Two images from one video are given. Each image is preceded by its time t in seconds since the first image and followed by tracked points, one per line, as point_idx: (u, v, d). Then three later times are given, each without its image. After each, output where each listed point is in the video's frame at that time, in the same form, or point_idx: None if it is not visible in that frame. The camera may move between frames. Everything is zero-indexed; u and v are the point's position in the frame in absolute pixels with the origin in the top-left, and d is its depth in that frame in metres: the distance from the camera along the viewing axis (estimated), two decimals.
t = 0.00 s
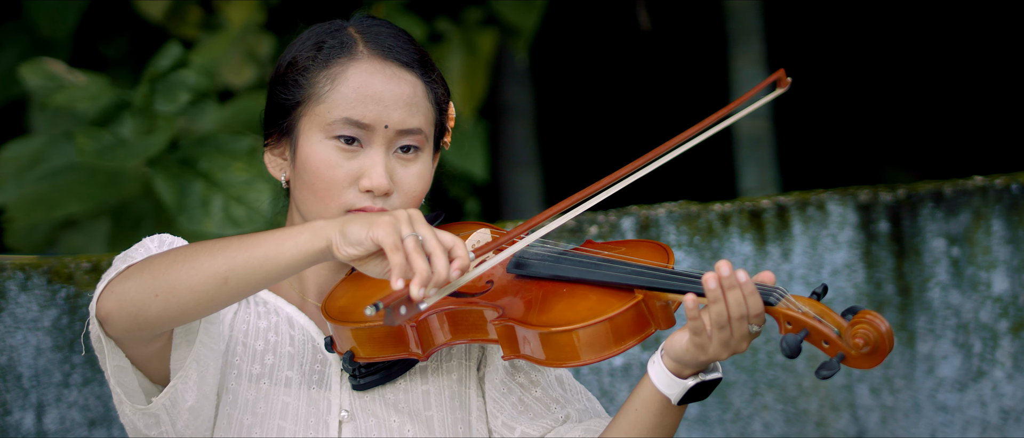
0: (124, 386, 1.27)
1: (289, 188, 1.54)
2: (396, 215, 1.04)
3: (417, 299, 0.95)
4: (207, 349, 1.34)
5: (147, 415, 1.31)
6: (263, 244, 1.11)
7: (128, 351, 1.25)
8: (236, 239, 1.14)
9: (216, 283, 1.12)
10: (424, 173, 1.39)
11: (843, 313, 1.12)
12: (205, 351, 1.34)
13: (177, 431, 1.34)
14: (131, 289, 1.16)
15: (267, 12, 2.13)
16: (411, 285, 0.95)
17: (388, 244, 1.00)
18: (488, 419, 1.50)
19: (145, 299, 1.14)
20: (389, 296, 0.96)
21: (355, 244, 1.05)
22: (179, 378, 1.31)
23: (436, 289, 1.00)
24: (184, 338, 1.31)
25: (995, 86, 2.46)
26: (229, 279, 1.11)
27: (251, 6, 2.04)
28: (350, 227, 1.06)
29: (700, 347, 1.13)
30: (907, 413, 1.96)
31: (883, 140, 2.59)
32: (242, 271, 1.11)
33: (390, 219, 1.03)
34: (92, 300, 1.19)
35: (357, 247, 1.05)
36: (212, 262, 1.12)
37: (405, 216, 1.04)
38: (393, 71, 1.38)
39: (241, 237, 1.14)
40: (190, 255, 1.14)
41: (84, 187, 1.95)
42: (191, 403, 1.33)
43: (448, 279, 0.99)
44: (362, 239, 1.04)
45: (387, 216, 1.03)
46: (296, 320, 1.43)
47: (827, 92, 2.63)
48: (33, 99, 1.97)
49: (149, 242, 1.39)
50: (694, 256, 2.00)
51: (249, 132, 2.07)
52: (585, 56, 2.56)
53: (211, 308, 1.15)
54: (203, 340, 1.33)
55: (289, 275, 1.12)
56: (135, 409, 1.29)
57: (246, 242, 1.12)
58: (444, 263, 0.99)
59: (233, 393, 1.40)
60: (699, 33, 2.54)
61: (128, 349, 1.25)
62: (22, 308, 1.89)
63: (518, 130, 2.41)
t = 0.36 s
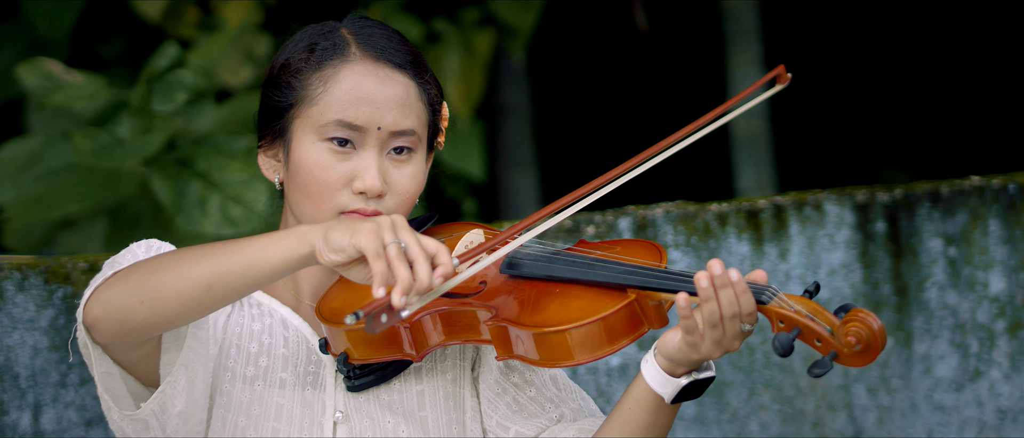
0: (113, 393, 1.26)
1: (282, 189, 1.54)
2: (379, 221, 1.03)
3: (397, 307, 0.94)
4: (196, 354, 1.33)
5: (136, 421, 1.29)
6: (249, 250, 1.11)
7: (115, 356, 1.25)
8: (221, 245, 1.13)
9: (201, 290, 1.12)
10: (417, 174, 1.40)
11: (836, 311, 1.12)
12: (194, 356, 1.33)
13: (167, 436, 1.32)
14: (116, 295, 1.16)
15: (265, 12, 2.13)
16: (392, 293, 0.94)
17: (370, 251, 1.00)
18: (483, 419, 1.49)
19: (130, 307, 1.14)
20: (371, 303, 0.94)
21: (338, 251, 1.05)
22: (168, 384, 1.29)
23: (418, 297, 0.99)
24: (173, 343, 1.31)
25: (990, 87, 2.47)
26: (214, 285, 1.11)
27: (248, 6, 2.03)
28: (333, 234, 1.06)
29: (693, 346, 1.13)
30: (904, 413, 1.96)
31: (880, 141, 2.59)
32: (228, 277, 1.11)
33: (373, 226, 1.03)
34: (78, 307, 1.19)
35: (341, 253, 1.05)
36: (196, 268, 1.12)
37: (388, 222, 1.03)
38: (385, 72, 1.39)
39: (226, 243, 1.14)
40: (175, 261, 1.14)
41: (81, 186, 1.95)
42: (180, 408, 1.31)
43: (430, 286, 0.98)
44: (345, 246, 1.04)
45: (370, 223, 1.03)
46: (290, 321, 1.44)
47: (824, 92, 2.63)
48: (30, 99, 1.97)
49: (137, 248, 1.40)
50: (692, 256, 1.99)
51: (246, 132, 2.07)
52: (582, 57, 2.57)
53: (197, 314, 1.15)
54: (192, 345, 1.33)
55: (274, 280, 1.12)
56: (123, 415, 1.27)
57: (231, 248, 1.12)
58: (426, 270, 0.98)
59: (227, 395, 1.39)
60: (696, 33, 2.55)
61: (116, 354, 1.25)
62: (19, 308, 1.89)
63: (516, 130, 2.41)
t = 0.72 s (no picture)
0: (94, 404, 1.27)
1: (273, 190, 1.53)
2: (352, 235, 1.04)
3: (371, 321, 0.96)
4: (177, 364, 1.34)
5: (117, 432, 1.30)
6: (223, 263, 1.13)
7: (96, 367, 1.26)
8: (196, 258, 1.16)
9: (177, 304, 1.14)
10: (408, 174, 1.40)
11: (826, 310, 1.12)
12: (175, 366, 1.34)
13: None
14: (96, 308, 1.18)
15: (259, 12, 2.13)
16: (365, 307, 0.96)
17: (343, 266, 1.01)
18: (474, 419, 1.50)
19: (108, 320, 1.16)
20: (343, 319, 0.98)
21: (311, 265, 1.06)
22: (149, 394, 1.30)
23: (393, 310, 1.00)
24: (155, 353, 1.30)
25: (981, 86, 2.47)
26: (189, 300, 1.14)
27: (242, 6, 2.03)
28: (306, 248, 1.07)
29: (682, 346, 1.13)
30: (897, 413, 1.96)
31: (874, 141, 2.59)
32: (203, 290, 1.13)
33: (345, 240, 1.04)
34: (58, 319, 1.21)
35: (313, 267, 1.06)
36: (172, 282, 1.14)
37: (362, 235, 1.04)
38: (376, 73, 1.39)
39: (202, 256, 1.17)
40: (151, 274, 1.17)
41: (75, 186, 1.95)
42: (162, 417, 1.32)
43: (405, 300, 0.99)
44: (317, 260, 1.05)
45: (343, 237, 1.04)
46: (280, 323, 1.43)
47: (818, 91, 2.63)
48: (24, 99, 1.97)
49: (117, 259, 1.40)
50: (686, 255, 1.99)
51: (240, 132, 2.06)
52: (576, 57, 2.57)
53: (173, 327, 1.17)
54: (173, 356, 1.33)
55: (249, 293, 1.15)
56: (104, 427, 1.28)
57: (207, 261, 1.15)
58: (400, 284, 0.98)
59: (216, 398, 1.39)
60: (691, 33, 2.55)
61: (96, 366, 1.26)
62: (13, 308, 1.89)
63: (510, 130, 2.41)
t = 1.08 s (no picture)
0: (76, 420, 1.29)
1: (264, 189, 1.57)
2: (324, 254, 1.07)
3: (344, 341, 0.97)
4: (160, 378, 1.33)
5: None
6: (200, 283, 1.15)
7: (77, 384, 1.27)
8: (174, 277, 1.17)
9: (153, 323, 1.16)
10: (399, 173, 1.44)
11: (814, 307, 1.13)
12: (157, 380, 1.32)
13: None
14: (75, 326, 1.20)
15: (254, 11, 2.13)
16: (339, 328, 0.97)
17: (315, 287, 1.04)
18: (465, 418, 1.51)
19: (87, 338, 1.19)
20: (317, 340, 0.98)
21: (284, 285, 1.08)
22: (131, 409, 1.30)
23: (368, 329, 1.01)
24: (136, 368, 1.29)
25: (979, 84, 2.47)
26: (165, 319, 1.16)
27: (236, 6, 2.02)
28: (279, 267, 1.10)
29: (671, 343, 1.13)
30: (891, 412, 1.97)
31: (869, 140, 2.59)
32: (179, 310, 1.15)
33: (318, 259, 1.06)
34: (39, 336, 1.23)
35: (286, 287, 1.09)
36: (148, 301, 1.16)
37: (334, 254, 1.06)
38: (367, 72, 1.43)
39: (179, 275, 1.18)
40: (129, 293, 1.18)
41: (69, 186, 1.94)
42: (145, 431, 1.33)
43: (378, 317, 1.00)
44: (290, 280, 1.08)
45: (315, 257, 1.07)
46: (272, 323, 1.43)
47: (812, 90, 2.63)
48: (18, 98, 1.97)
49: (97, 273, 1.39)
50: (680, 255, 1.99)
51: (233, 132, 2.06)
52: (572, 57, 2.57)
53: (152, 345, 1.19)
54: (155, 370, 1.32)
55: (225, 311, 1.17)
56: None
57: (182, 280, 1.16)
58: (374, 301, 1.00)
59: (208, 400, 1.39)
60: (686, 33, 2.55)
61: (77, 383, 1.27)
62: (7, 307, 1.89)
63: (505, 130, 2.41)
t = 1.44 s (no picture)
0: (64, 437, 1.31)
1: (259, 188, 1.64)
2: (303, 274, 1.09)
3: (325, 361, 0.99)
4: (148, 392, 1.35)
5: None
6: (181, 304, 1.16)
7: (64, 401, 1.29)
8: (154, 297, 1.19)
9: (136, 344, 1.18)
10: (392, 172, 1.52)
11: (806, 303, 1.14)
12: (146, 394, 1.35)
13: None
14: (61, 346, 1.22)
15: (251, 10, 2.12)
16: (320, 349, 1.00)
17: (296, 309, 1.06)
18: (460, 417, 1.52)
19: (72, 358, 1.21)
20: (298, 363, 0.99)
21: (264, 307, 1.11)
22: (120, 424, 1.32)
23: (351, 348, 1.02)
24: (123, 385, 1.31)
25: (974, 83, 2.47)
26: (148, 339, 1.17)
27: (234, 5, 2.02)
28: (259, 289, 1.12)
29: (662, 340, 1.15)
30: (888, 412, 1.97)
31: (866, 139, 2.59)
32: (161, 330, 1.17)
33: (298, 280, 1.08)
34: (26, 356, 1.25)
35: (267, 308, 1.11)
36: (130, 323, 1.18)
37: (314, 272, 1.08)
38: (359, 71, 1.51)
39: (160, 295, 1.19)
40: (111, 314, 1.20)
41: (66, 185, 1.95)
42: None
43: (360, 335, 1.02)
44: (270, 302, 1.10)
45: (295, 278, 1.09)
46: (266, 324, 1.47)
47: (808, 89, 2.63)
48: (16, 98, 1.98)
49: (82, 290, 1.41)
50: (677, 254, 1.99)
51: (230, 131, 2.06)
52: (569, 56, 2.58)
53: (136, 364, 1.21)
54: (143, 384, 1.34)
55: (207, 331, 1.18)
56: None
57: (163, 301, 1.18)
58: (354, 320, 1.02)
59: (201, 402, 1.40)
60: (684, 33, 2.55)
61: (64, 400, 1.28)
62: (4, 306, 1.89)
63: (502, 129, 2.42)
